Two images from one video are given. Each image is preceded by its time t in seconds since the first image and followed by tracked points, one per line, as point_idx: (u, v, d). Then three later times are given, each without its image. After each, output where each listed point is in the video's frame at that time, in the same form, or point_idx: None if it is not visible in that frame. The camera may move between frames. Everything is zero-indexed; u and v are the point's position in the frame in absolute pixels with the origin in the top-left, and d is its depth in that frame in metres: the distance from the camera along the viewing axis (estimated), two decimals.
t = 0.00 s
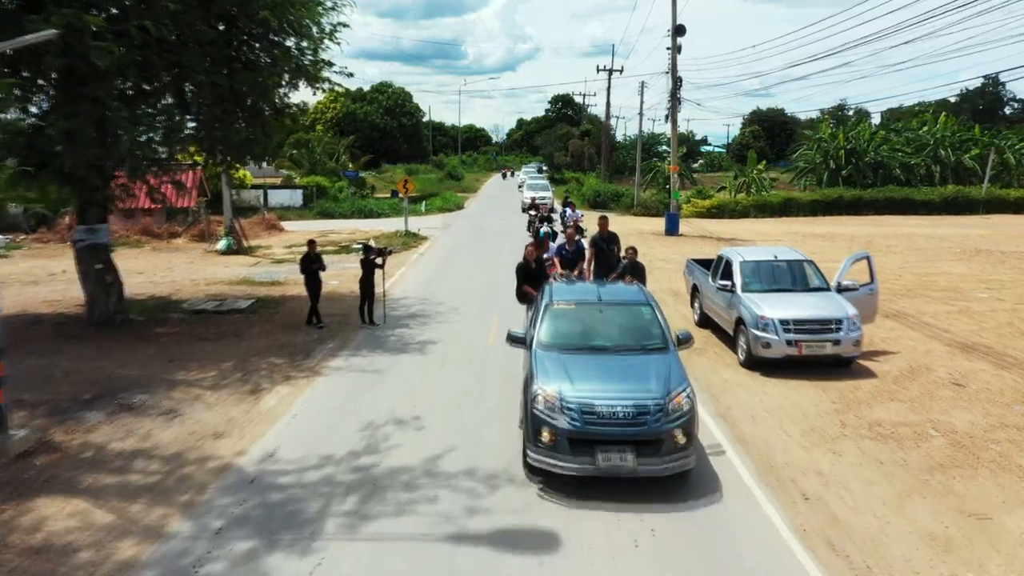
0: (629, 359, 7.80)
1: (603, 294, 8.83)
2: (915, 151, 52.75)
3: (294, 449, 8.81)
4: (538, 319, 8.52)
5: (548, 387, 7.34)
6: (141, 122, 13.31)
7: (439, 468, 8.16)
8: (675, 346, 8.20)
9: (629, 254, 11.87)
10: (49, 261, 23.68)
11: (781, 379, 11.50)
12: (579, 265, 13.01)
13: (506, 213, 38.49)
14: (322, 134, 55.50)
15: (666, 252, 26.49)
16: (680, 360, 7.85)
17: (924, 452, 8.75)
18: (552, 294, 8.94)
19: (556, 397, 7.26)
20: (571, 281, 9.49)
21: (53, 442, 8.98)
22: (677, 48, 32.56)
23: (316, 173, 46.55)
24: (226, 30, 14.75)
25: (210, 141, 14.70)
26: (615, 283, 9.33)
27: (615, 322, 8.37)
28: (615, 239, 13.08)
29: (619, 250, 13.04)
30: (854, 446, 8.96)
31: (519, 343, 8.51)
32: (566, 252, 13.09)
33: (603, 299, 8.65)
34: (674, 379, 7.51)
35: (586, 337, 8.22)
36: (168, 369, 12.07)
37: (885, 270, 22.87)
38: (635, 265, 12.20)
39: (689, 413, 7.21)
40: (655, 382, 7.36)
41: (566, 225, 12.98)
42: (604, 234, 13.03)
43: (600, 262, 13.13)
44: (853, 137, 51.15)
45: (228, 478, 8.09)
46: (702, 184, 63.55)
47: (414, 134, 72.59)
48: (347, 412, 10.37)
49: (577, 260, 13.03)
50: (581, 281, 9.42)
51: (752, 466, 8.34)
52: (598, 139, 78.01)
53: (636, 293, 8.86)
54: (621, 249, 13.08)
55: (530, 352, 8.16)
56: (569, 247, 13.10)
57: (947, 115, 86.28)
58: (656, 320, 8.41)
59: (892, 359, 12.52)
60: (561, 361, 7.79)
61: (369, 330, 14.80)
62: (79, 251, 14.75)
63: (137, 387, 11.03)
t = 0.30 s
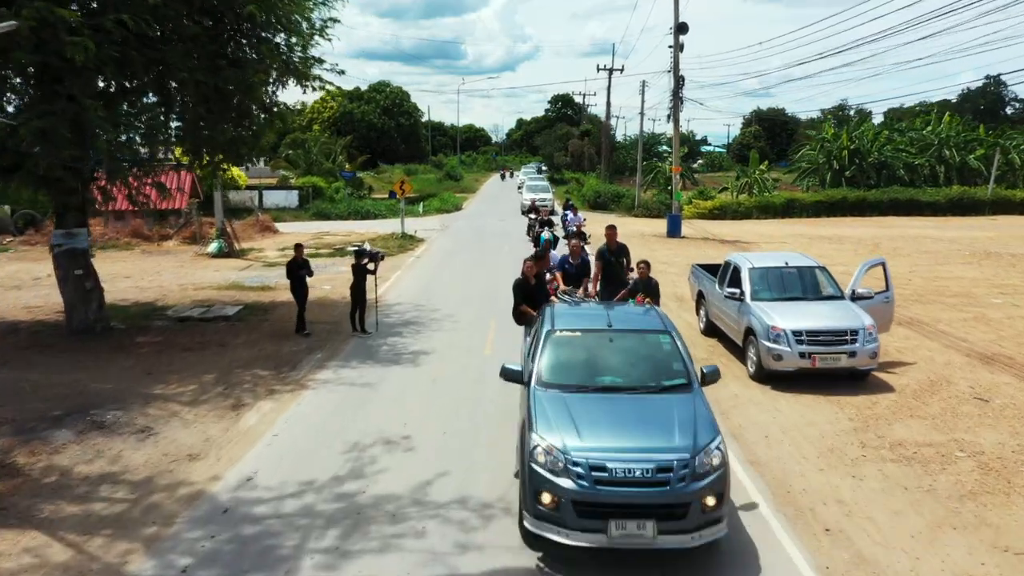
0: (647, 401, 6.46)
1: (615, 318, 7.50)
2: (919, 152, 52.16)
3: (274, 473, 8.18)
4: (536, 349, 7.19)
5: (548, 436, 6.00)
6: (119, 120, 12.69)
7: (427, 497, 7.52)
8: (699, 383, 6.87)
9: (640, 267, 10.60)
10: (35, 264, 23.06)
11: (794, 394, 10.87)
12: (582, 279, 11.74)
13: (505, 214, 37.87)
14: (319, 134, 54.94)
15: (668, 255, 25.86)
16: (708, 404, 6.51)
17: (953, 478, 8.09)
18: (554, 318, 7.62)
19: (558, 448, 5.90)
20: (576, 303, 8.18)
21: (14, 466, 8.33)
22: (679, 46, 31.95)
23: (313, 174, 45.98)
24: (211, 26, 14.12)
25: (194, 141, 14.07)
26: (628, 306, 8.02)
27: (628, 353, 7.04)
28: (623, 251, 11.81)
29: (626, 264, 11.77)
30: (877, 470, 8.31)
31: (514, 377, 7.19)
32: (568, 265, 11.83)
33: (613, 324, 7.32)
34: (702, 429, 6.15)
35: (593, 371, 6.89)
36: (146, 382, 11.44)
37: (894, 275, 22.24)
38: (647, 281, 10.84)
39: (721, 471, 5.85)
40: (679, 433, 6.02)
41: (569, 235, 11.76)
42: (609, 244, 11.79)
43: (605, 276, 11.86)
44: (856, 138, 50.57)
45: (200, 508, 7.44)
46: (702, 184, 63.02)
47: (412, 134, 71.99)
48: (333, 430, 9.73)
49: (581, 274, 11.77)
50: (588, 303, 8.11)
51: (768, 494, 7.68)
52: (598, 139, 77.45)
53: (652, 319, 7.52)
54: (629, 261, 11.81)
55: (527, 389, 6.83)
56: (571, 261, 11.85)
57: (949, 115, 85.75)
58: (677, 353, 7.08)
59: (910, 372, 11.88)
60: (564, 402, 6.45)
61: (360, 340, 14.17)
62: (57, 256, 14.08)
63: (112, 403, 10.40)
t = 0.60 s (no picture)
0: (673, 466, 5.44)
1: (628, 356, 6.48)
2: (924, 152, 51.52)
3: (249, 503, 7.55)
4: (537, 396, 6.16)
5: (552, 517, 4.98)
6: (94, 120, 12.05)
7: (414, 531, 6.89)
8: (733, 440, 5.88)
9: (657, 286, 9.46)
10: (19, 268, 22.43)
11: (809, 411, 10.23)
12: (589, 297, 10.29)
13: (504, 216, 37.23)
14: (316, 134, 54.33)
15: (671, 258, 25.23)
16: (748, 469, 5.49)
17: (986, 507, 7.45)
18: (557, 355, 6.58)
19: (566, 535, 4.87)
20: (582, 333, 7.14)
21: None
22: (681, 45, 31.33)
23: (309, 174, 45.34)
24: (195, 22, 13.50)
25: (179, 145, 13.42)
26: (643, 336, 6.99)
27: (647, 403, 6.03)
28: (637, 266, 10.36)
29: (639, 282, 10.30)
30: (903, 497, 7.66)
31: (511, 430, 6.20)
32: (573, 281, 10.39)
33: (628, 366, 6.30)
34: (744, 503, 5.14)
35: (607, 426, 5.88)
36: (120, 398, 10.80)
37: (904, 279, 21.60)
38: (665, 302, 9.53)
39: (768, 562, 4.84)
40: (716, 512, 5.00)
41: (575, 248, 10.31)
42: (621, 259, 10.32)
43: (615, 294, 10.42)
44: (860, 138, 49.98)
45: (166, 544, 6.80)
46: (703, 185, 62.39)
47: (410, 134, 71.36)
48: (317, 451, 9.07)
49: (587, 291, 10.31)
50: (597, 334, 7.07)
51: (785, 526, 7.04)
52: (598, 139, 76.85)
53: (672, 356, 6.51)
54: (642, 279, 10.34)
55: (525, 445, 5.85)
56: (578, 276, 10.39)
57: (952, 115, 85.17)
58: (706, 399, 6.06)
59: (930, 387, 11.24)
60: (574, 467, 5.45)
61: (350, 351, 13.53)
62: (33, 262, 13.42)
63: (81, 421, 9.77)
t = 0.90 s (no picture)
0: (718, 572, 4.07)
1: (650, 406, 5.08)
2: (928, 152, 50.91)
3: (221, 538, 6.92)
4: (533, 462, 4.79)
5: None
6: (69, 121, 11.44)
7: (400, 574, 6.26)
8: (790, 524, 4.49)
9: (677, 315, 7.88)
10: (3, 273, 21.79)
11: (826, 430, 9.59)
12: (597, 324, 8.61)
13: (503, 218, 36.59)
14: (313, 135, 53.73)
15: (673, 261, 24.60)
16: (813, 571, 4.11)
17: None
18: (560, 404, 5.20)
19: None
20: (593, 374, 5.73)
21: None
22: (684, 43, 30.69)
23: (305, 175, 44.70)
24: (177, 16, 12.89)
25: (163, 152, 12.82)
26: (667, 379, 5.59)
27: (675, 471, 4.65)
28: (652, 287, 8.74)
29: (654, 306, 8.73)
30: (934, 531, 7.02)
31: (506, 510, 4.87)
32: (579, 305, 8.66)
33: (650, 418, 4.91)
34: None
35: (625, 508, 4.51)
36: (92, 416, 10.14)
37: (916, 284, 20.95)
38: (684, 331, 7.98)
39: None
40: None
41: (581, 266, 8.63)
42: (635, 278, 8.71)
43: (626, 319, 8.74)
44: (864, 138, 49.39)
45: None
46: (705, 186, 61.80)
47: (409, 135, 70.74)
48: (300, 478, 8.41)
49: (596, 317, 8.64)
50: (608, 376, 5.65)
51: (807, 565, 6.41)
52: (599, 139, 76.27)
53: (706, 408, 5.10)
54: (657, 302, 8.76)
55: (520, 530, 4.50)
56: (585, 299, 8.66)
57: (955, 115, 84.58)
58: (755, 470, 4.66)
59: (954, 403, 10.60)
60: (580, 569, 4.09)
61: (340, 363, 12.88)
62: (7, 270, 12.71)
63: (47, 443, 9.11)
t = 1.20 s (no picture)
0: None
1: (689, 491, 3.93)
2: (934, 152, 50.20)
3: None
4: None
5: None
6: (41, 119, 10.85)
7: None
8: None
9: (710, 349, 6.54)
10: None
11: (847, 452, 8.95)
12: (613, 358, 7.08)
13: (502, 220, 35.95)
14: (311, 135, 53.06)
15: (677, 265, 23.92)
16: None
17: None
18: (573, 487, 4.06)
19: None
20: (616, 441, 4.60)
21: None
22: (687, 41, 30.04)
23: (301, 175, 44.03)
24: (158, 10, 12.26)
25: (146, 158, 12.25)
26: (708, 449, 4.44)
27: None
28: (675, 314, 7.53)
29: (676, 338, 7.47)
30: (974, 573, 6.36)
31: None
32: (590, 336, 7.09)
33: (693, 515, 3.72)
34: None
35: None
36: (61, 435, 9.50)
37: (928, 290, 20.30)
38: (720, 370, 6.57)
39: None
40: None
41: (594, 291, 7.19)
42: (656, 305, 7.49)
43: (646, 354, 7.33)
44: (868, 138, 48.75)
45: None
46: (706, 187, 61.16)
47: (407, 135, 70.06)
48: (285, 505, 7.79)
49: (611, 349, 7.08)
50: (627, 444, 4.51)
51: None
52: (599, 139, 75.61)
53: (760, 493, 3.96)
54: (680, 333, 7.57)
55: None
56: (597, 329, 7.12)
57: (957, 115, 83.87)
58: None
59: (980, 421, 9.95)
60: None
61: (329, 375, 12.25)
62: None
63: (8, 466, 8.48)
